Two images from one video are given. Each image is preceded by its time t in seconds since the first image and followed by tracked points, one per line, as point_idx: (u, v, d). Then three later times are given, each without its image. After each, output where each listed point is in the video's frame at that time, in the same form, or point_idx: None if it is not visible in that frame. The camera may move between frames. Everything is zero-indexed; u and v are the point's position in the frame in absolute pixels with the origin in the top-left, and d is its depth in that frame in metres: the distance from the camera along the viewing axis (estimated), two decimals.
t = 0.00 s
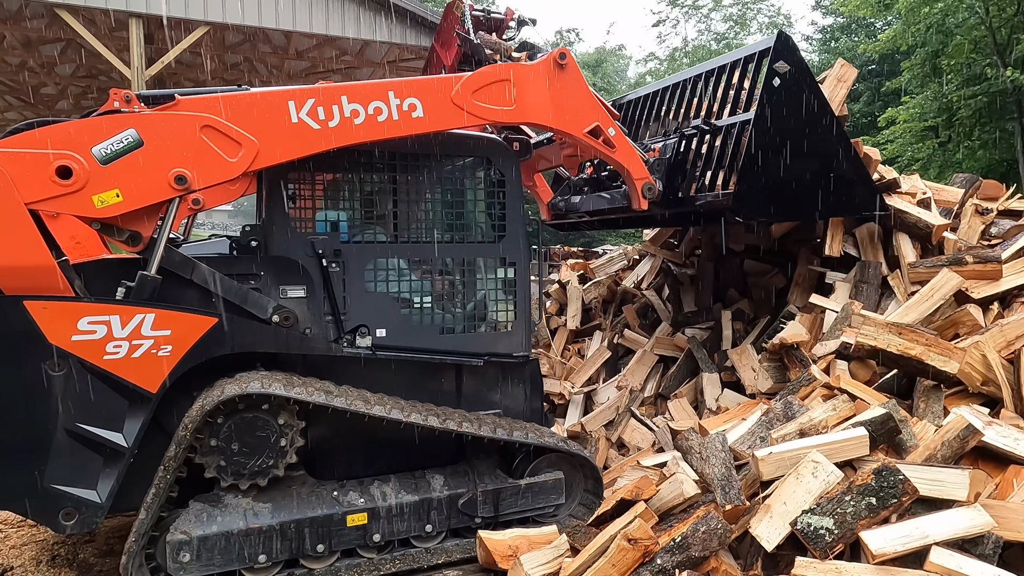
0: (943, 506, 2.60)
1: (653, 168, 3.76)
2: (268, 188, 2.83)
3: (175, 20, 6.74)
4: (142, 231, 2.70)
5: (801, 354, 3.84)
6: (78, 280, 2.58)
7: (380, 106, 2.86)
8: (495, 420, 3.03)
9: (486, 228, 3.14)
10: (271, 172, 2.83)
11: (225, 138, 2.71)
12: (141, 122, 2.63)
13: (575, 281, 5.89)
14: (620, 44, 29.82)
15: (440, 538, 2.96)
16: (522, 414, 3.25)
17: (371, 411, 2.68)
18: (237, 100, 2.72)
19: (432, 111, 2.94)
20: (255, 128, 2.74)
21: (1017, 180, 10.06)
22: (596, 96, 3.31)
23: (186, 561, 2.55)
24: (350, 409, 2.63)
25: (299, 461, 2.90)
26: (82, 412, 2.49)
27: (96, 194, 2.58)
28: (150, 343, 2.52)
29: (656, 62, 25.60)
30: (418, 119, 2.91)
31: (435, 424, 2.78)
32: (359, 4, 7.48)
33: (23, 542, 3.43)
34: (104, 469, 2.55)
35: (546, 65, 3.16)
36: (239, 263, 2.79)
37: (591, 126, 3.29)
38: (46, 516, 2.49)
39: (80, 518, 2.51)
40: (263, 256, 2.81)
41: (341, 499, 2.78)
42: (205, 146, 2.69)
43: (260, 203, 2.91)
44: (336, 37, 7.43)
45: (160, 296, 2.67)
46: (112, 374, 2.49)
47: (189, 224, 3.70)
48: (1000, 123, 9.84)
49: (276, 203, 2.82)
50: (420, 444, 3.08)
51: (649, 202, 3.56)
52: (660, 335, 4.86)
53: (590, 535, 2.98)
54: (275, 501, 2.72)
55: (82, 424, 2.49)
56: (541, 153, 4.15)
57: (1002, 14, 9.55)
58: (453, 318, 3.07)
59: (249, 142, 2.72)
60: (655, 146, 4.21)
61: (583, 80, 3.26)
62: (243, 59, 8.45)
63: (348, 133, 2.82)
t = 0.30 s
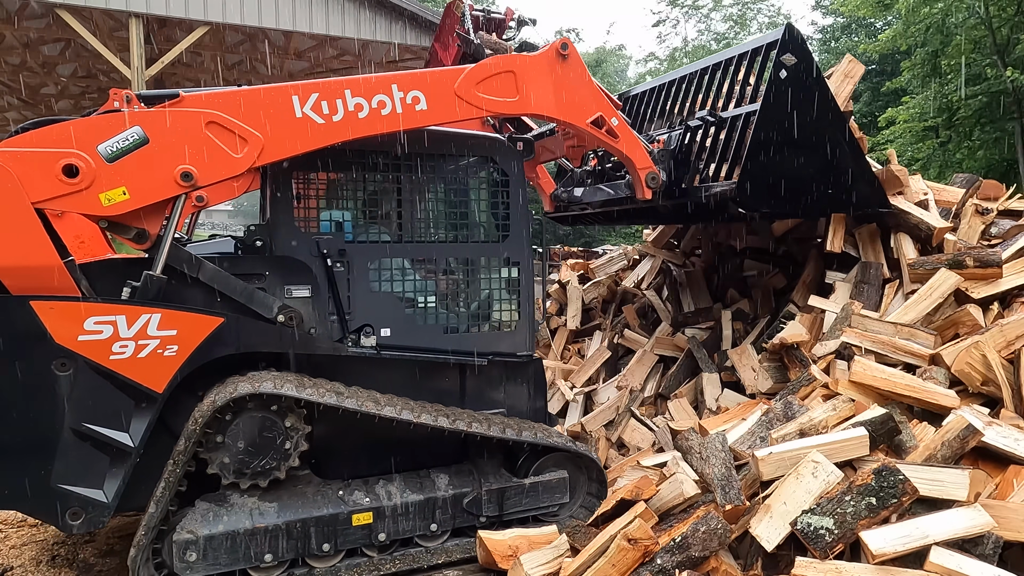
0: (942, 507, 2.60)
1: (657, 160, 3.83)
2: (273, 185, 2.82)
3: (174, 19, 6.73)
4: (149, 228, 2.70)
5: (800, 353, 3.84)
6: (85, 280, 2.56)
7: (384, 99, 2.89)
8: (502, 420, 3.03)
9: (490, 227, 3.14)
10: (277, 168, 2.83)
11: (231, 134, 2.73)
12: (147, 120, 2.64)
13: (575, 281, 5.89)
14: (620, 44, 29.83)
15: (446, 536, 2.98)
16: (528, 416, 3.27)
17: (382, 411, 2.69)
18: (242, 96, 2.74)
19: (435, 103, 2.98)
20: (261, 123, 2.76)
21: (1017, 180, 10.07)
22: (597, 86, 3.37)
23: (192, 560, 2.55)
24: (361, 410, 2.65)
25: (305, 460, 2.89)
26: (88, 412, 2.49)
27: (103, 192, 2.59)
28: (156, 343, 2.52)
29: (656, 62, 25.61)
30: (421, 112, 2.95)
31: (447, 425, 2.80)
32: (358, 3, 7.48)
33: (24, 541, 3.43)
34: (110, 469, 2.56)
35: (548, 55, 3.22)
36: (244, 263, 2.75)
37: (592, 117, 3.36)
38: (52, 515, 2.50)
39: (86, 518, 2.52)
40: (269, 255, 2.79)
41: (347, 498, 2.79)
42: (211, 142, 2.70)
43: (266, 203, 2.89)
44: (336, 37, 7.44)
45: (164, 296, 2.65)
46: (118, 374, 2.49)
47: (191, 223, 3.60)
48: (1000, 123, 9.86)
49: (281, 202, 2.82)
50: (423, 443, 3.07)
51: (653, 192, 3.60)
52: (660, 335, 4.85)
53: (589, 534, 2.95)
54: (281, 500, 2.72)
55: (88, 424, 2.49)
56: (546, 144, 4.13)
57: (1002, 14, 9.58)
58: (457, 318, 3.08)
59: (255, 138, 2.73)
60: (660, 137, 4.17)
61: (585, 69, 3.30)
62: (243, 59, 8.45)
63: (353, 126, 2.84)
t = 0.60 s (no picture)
0: (943, 506, 2.60)
1: (661, 150, 3.87)
2: (280, 183, 2.82)
3: (174, 19, 6.72)
4: (157, 226, 2.70)
5: (799, 353, 3.86)
6: (93, 280, 2.58)
7: (389, 93, 2.89)
8: (512, 420, 3.03)
9: (496, 226, 3.14)
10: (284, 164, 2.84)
11: (238, 131, 2.73)
12: (155, 118, 2.64)
13: (574, 281, 5.89)
14: (620, 44, 29.84)
15: (453, 535, 2.98)
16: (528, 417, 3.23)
17: (397, 412, 2.70)
18: (248, 93, 2.74)
19: (440, 96, 2.99)
20: (268, 120, 2.76)
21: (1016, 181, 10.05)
22: (601, 77, 3.36)
23: (201, 560, 2.56)
24: (376, 411, 2.66)
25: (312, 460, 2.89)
26: (98, 411, 2.49)
27: (112, 190, 2.59)
28: (164, 343, 2.52)
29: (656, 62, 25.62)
30: (427, 105, 2.97)
31: (462, 425, 2.81)
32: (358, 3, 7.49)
33: (24, 542, 3.43)
34: (119, 469, 2.56)
35: (552, 46, 3.22)
36: (251, 263, 2.78)
37: (598, 108, 3.35)
38: (61, 515, 2.49)
39: (96, 517, 2.52)
40: (276, 254, 2.81)
41: (354, 497, 2.79)
42: (218, 139, 2.70)
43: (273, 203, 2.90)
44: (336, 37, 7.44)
45: (172, 296, 2.67)
46: (127, 374, 2.49)
47: (196, 221, 3.53)
48: (1000, 123, 9.81)
49: (287, 201, 2.82)
50: (429, 443, 3.07)
51: (657, 181, 3.58)
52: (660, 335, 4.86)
53: (590, 534, 2.83)
54: (289, 499, 2.73)
55: (97, 423, 2.49)
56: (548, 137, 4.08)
57: (1001, 14, 9.58)
58: (462, 317, 3.08)
59: (262, 134, 2.73)
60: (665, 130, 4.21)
61: (589, 62, 3.29)
62: (243, 59, 8.45)
63: (360, 121, 2.84)
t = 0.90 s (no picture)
0: (943, 506, 2.60)
1: (668, 141, 3.78)
2: (287, 180, 2.83)
3: (175, 19, 6.72)
4: (168, 224, 2.71)
5: (799, 352, 3.85)
6: (103, 281, 2.56)
7: (395, 87, 2.91)
8: (521, 419, 3.03)
9: (502, 225, 3.13)
10: (293, 160, 2.85)
11: (247, 128, 2.74)
12: (164, 116, 2.65)
13: (574, 281, 5.89)
14: (620, 44, 29.84)
15: (461, 533, 3.00)
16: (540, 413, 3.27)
17: (414, 412, 2.73)
18: (257, 90, 2.75)
19: (445, 90, 3.03)
20: (277, 117, 2.77)
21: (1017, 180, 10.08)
22: (606, 68, 3.39)
23: (212, 557, 2.56)
24: (394, 412, 2.68)
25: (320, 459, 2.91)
26: (109, 411, 2.50)
27: (123, 189, 2.60)
28: (174, 343, 2.52)
29: (656, 62, 25.64)
30: (433, 99, 2.99)
31: (478, 425, 2.83)
32: (358, 3, 7.49)
33: (24, 542, 3.43)
34: (130, 468, 2.56)
35: (556, 38, 3.24)
36: (259, 262, 2.77)
37: (602, 99, 3.38)
38: (72, 514, 2.50)
39: (107, 515, 2.53)
40: (284, 254, 2.81)
41: (363, 496, 2.81)
42: (227, 136, 2.71)
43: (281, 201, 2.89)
44: (336, 37, 7.44)
45: (181, 296, 2.67)
46: (138, 374, 2.49)
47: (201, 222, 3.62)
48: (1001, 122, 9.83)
49: (296, 201, 2.82)
50: (435, 441, 3.07)
51: (663, 170, 3.64)
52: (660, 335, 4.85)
53: (589, 534, 2.84)
54: (298, 498, 2.73)
55: (108, 423, 2.50)
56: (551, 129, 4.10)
57: (1002, 13, 9.56)
58: (469, 316, 3.07)
59: (270, 130, 2.75)
60: (671, 123, 4.13)
61: (593, 50, 3.33)
62: (243, 59, 8.46)
63: (367, 116, 2.84)
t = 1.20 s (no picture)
0: (943, 507, 2.60)
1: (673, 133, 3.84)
2: (296, 180, 2.81)
3: (174, 19, 6.71)
4: (181, 222, 2.73)
5: (800, 352, 3.85)
6: (116, 281, 2.58)
7: (402, 82, 2.92)
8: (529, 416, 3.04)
9: (507, 224, 3.14)
10: (302, 160, 2.83)
11: (256, 125, 2.73)
12: (174, 115, 2.64)
13: (574, 282, 5.89)
14: (619, 44, 29.84)
15: (470, 530, 3.01)
16: (546, 411, 3.23)
17: (434, 412, 2.75)
18: (265, 86, 2.73)
19: (451, 83, 3.04)
20: (287, 114, 2.76)
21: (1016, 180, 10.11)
22: (609, 58, 3.39)
23: (225, 556, 2.57)
24: (414, 412, 2.70)
25: (331, 458, 2.91)
26: (122, 410, 2.50)
27: (135, 188, 2.60)
28: (185, 342, 2.52)
29: (656, 62, 25.64)
30: (438, 93, 3.01)
31: (497, 424, 2.84)
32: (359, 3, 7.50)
33: (24, 542, 3.43)
34: (143, 467, 2.56)
35: (559, 31, 3.23)
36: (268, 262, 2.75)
37: (606, 89, 3.38)
38: (85, 514, 2.50)
39: (121, 514, 2.53)
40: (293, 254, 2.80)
41: (373, 494, 2.82)
42: (236, 134, 2.70)
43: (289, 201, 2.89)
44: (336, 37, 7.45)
45: (191, 296, 2.67)
46: (150, 374, 2.50)
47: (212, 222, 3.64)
48: (1000, 123, 9.84)
49: (304, 202, 2.82)
50: (443, 441, 3.08)
51: (668, 160, 3.68)
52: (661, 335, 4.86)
53: (589, 534, 2.86)
54: (309, 496, 2.74)
55: (121, 422, 2.50)
56: (553, 122, 4.04)
57: (1001, 14, 9.56)
58: (476, 314, 3.07)
59: (279, 127, 2.74)
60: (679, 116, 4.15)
61: (595, 40, 3.32)
62: (243, 59, 8.45)
63: (374, 111, 2.86)
